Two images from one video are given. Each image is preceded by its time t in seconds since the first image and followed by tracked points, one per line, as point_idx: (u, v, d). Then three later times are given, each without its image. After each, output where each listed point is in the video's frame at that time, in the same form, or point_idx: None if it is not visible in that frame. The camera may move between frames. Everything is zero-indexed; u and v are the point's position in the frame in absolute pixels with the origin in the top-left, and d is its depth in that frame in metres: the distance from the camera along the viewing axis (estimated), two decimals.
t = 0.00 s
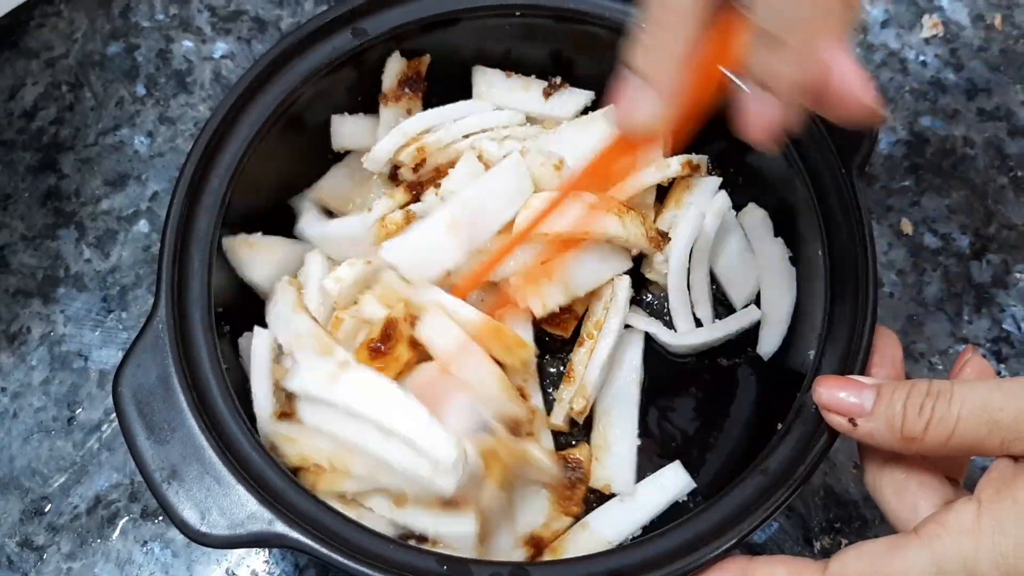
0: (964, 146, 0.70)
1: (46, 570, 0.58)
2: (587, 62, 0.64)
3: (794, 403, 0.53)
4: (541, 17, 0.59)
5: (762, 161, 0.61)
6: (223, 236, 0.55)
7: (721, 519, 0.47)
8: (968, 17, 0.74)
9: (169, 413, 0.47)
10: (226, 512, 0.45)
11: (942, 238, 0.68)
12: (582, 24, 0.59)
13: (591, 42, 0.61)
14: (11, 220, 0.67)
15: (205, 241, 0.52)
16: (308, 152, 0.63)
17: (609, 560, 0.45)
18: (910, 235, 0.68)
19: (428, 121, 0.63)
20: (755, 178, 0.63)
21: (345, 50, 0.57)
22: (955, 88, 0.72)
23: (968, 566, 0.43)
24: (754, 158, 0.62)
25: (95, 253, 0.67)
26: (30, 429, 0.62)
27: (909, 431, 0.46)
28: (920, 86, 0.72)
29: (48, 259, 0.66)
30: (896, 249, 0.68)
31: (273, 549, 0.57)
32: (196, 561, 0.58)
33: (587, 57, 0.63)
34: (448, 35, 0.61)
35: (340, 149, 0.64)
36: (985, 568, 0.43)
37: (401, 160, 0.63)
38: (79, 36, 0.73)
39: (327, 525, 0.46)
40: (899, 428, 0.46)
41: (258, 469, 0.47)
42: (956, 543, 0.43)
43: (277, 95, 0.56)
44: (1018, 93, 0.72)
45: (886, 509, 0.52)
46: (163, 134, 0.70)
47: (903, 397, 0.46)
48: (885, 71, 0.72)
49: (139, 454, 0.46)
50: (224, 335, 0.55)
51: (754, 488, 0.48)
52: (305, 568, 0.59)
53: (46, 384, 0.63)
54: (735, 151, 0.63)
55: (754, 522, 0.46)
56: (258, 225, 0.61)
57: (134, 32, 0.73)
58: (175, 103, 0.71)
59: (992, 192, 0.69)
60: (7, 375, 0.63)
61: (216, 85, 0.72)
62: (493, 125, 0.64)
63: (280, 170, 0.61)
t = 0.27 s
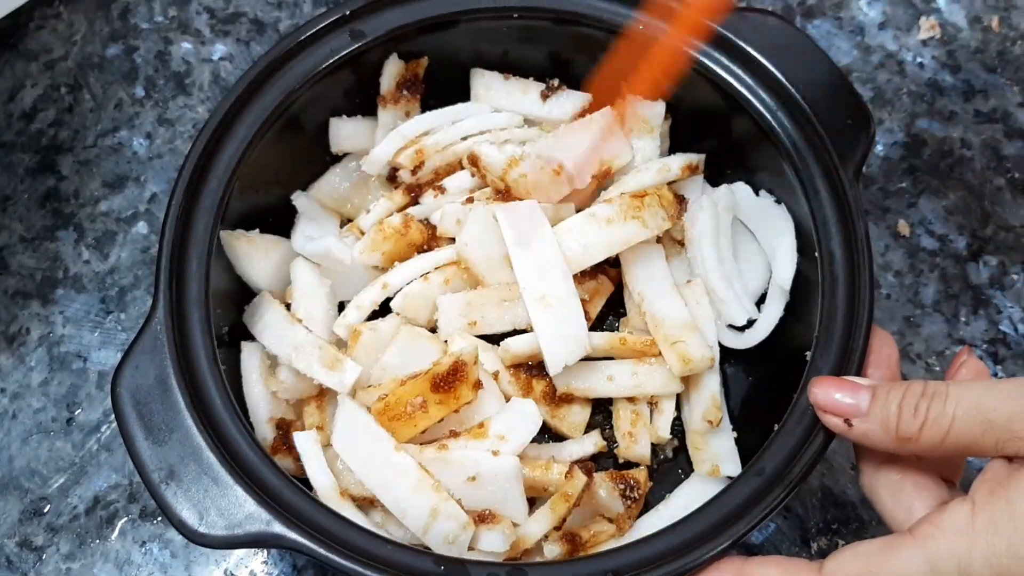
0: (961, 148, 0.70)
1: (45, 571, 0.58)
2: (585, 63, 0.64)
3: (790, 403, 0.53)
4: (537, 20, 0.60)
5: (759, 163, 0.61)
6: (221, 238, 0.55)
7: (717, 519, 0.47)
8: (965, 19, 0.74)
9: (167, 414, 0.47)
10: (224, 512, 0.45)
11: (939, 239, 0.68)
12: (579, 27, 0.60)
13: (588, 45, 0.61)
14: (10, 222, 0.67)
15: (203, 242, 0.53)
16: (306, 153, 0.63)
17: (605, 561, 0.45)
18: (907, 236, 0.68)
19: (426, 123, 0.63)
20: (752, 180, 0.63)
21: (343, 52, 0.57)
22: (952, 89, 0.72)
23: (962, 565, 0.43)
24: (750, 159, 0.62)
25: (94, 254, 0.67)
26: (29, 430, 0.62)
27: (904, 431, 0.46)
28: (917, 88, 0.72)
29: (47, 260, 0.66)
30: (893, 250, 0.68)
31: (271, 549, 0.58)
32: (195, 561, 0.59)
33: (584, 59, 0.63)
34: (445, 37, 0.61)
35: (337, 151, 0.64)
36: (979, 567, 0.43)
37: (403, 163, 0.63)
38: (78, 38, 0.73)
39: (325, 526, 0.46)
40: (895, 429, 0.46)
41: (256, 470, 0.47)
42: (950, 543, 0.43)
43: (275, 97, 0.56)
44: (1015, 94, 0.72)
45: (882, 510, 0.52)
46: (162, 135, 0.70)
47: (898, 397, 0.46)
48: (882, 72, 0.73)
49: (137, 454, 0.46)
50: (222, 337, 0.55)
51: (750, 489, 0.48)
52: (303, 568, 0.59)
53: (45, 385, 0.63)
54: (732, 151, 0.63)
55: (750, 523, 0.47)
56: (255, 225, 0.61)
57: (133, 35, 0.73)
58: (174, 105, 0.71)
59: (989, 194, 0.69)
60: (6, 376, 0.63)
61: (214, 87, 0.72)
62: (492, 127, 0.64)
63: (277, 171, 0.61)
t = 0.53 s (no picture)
0: (959, 151, 0.70)
1: (46, 571, 0.59)
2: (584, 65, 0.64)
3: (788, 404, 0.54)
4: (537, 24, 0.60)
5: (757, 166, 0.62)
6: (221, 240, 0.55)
7: (715, 521, 0.47)
8: (963, 23, 0.74)
9: (168, 416, 0.48)
10: (224, 513, 0.46)
11: (937, 242, 0.68)
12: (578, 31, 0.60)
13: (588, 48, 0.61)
14: (12, 224, 0.68)
15: (203, 245, 0.53)
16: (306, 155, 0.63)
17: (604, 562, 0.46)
18: (906, 239, 0.68)
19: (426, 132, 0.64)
20: (750, 182, 0.63)
21: (344, 55, 0.58)
22: (950, 92, 0.72)
23: (957, 565, 0.43)
24: (748, 161, 0.62)
25: (95, 256, 0.67)
26: (30, 432, 0.62)
27: (902, 432, 0.46)
28: (915, 91, 0.72)
29: (48, 262, 0.67)
30: (891, 253, 0.68)
31: (271, 550, 0.58)
32: (195, 562, 0.59)
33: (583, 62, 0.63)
34: (445, 41, 0.61)
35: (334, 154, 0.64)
36: (975, 567, 0.43)
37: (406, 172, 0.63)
38: (80, 41, 0.73)
39: (324, 527, 0.46)
40: (892, 429, 0.46)
41: (256, 471, 0.48)
42: (945, 542, 0.44)
43: (275, 101, 0.56)
44: (1013, 97, 0.72)
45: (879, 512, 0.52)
46: (163, 138, 0.71)
47: (896, 399, 0.46)
48: (880, 76, 0.73)
49: (138, 455, 0.47)
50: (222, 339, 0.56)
51: (748, 490, 0.48)
52: (302, 569, 0.59)
53: (46, 387, 0.63)
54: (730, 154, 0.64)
55: (748, 523, 0.47)
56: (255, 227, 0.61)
57: (134, 38, 0.73)
58: (174, 108, 0.72)
59: (986, 196, 0.69)
60: (7, 378, 0.63)
61: (215, 90, 0.72)
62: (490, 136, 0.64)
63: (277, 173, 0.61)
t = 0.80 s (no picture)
0: (959, 154, 0.70)
1: (44, 573, 0.59)
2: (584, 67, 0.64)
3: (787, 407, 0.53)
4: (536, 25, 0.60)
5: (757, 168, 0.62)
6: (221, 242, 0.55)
7: (714, 523, 0.47)
8: (963, 25, 0.74)
9: (167, 418, 0.48)
10: (222, 515, 0.46)
11: (936, 244, 0.68)
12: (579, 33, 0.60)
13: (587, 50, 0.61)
14: (11, 225, 0.68)
15: (202, 247, 0.53)
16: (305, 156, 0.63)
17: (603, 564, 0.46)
18: (905, 241, 0.68)
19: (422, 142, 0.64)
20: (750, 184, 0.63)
21: (343, 57, 0.57)
22: (950, 95, 0.72)
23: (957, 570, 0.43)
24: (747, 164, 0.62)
25: (94, 257, 0.67)
26: (29, 433, 0.62)
27: (901, 436, 0.46)
28: (915, 94, 0.72)
29: (47, 263, 0.67)
30: (891, 255, 0.68)
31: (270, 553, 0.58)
32: (194, 564, 0.59)
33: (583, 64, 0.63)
34: (445, 42, 0.61)
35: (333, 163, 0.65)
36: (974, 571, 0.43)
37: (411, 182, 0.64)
38: (80, 43, 0.73)
39: (323, 530, 0.46)
40: (891, 433, 0.46)
41: (255, 473, 0.48)
42: (945, 546, 0.44)
43: (275, 102, 0.56)
44: (1013, 100, 0.72)
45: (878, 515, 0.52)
46: (163, 140, 0.71)
47: (895, 403, 0.46)
48: (880, 78, 0.73)
49: (137, 458, 0.47)
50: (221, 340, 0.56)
51: (747, 493, 0.48)
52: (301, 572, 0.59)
53: (45, 388, 0.63)
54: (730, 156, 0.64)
55: (748, 526, 0.47)
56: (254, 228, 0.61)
57: (134, 39, 0.73)
58: (174, 109, 0.72)
59: (986, 199, 0.69)
60: (6, 379, 0.63)
61: (215, 91, 0.72)
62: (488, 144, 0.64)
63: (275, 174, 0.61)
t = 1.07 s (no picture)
0: (960, 154, 0.70)
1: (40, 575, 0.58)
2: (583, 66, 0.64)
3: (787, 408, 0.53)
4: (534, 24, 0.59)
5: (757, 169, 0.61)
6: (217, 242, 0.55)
7: (713, 525, 0.47)
8: (964, 25, 0.74)
9: (163, 419, 0.47)
10: (218, 517, 0.45)
11: (937, 245, 0.68)
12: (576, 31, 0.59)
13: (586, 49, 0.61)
14: (8, 225, 0.67)
15: (199, 247, 0.52)
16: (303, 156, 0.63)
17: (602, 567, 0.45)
18: (906, 242, 0.68)
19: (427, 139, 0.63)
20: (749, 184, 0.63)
21: (341, 56, 0.57)
22: (951, 95, 0.72)
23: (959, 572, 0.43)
24: (747, 164, 0.62)
25: (91, 258, 0.67)
26: (25, 435, 0.62)
27: (901, 437, 0.46)
28: (915, 94, 0.72)
29: (44, 264, 0.66)
30: (891, 256, 0.68)
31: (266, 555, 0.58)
32: (191, 566, 0.58)
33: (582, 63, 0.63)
34: (443, 42, 0.61)
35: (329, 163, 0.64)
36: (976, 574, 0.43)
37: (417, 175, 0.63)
38: (77, 43, 0.73)
39: (320, 532, 0.46)
40: (891, 434, 0.46)
41: (251, 475, 0.47)
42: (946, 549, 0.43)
43: (273, 102, 0.56)
44: (1013, 100, 0.72)
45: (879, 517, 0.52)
46: (160, 140, 0.70)
47: (896, 404, 0.46)
48: (880, 78, 0.73)
49: (133, 459, 0.46)
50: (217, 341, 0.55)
51: (746, 495, 0.48)
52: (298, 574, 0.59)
53: (41, 389, 0.63)
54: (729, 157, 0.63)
55: (747, 528, 0.46)
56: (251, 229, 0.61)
57: (131, 39, 0.73)
58: (172, 109, 0.71)
59: (987, 200, 0.69)
60: (2, 380, 0.63)
61: (212, 91, 0.72)
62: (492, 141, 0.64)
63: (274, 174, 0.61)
